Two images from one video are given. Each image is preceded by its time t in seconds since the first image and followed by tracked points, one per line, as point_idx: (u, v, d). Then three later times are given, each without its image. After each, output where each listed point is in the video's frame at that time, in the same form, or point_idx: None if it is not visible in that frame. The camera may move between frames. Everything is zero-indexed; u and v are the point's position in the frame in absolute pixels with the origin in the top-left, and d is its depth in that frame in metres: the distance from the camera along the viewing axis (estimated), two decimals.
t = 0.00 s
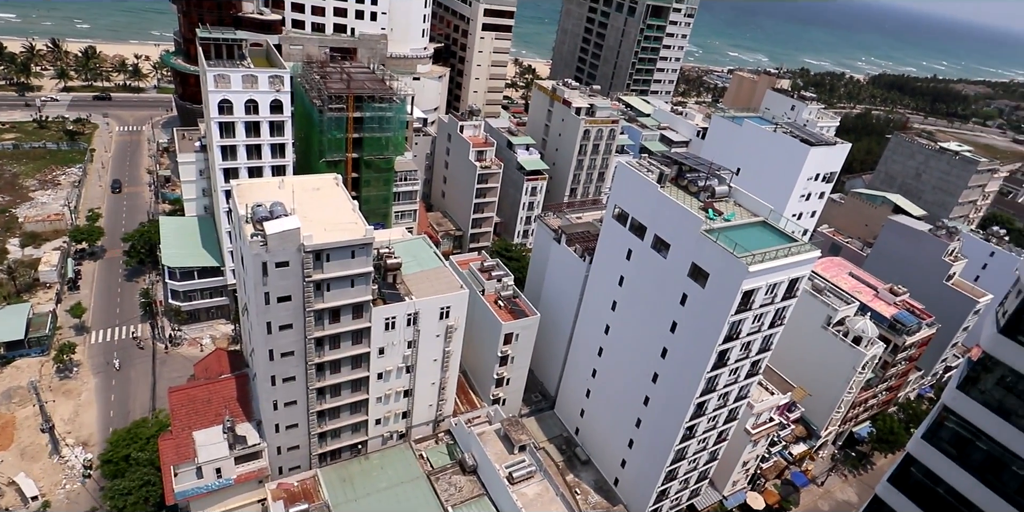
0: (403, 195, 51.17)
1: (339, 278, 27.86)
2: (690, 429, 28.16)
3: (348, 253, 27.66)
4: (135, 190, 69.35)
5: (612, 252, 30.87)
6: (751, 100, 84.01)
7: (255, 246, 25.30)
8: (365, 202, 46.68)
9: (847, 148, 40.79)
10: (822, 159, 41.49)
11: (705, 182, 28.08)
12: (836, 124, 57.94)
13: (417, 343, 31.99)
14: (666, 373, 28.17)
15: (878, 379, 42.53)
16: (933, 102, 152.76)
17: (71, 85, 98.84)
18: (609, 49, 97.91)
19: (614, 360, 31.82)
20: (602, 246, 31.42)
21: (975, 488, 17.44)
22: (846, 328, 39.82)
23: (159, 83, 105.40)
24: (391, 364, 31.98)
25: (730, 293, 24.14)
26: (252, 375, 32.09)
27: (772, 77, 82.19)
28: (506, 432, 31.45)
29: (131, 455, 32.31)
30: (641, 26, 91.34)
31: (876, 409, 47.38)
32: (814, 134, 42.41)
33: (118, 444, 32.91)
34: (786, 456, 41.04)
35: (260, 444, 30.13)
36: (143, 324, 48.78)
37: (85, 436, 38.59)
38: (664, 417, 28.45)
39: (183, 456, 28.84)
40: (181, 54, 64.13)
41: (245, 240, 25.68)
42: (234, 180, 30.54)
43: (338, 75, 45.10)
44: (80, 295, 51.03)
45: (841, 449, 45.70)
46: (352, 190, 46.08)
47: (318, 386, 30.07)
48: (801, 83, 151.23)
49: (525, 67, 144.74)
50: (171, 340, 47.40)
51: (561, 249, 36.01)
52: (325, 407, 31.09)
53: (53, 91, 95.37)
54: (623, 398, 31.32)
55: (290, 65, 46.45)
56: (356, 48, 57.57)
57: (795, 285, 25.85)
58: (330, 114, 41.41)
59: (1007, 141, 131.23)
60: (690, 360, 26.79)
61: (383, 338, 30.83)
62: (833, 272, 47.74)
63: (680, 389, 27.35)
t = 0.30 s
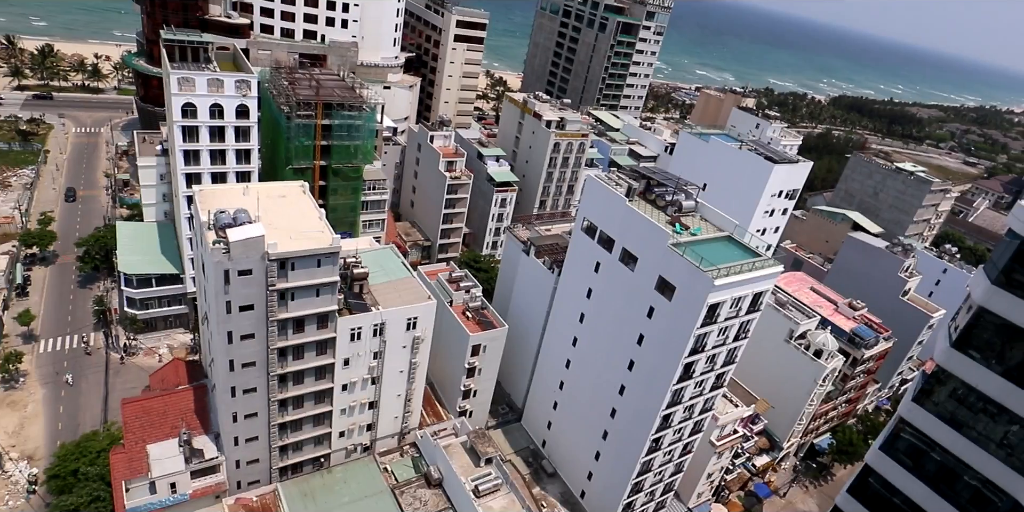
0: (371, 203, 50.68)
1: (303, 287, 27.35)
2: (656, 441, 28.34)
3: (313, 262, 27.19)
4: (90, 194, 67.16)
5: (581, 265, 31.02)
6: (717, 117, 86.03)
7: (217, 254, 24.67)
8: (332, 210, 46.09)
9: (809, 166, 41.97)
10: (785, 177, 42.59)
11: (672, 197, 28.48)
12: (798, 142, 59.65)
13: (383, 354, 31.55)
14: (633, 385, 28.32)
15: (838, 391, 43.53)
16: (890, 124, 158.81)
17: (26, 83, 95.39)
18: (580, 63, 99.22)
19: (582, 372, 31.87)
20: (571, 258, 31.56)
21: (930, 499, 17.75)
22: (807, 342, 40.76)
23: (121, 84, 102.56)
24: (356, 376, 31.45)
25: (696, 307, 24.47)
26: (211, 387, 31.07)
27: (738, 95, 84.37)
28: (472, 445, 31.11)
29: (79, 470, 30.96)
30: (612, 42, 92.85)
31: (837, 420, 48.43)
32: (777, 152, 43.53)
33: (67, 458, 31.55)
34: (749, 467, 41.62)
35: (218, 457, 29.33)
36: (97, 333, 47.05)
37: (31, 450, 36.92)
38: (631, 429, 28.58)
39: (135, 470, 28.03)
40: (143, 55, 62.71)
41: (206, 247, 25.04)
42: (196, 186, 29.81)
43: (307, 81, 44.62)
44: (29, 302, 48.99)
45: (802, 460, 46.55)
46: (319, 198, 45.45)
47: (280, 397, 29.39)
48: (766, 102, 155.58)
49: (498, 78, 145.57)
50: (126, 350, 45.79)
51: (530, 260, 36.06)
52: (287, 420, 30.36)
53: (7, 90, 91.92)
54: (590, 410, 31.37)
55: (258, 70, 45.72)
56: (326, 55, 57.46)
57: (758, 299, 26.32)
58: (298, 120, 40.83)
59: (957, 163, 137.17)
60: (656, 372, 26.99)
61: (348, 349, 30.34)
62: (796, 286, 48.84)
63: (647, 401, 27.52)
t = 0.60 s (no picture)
0: (353, 205, 50.34)
1: (283, 288, 27.05)
2: (635, 446, 28.45)
3: (294, 263, 26.89)
4: (64, 190, 65.79)
5: (563, 270, 31.09)
6: (700, 125, 86.96)
7: (194, 253, 24.28)
8: (313, 211, 45.76)
9: (790, 176, 42.52)
10: (765, 185, 43.09)
11: (655, 203, 28.66)
12: (779, 151, 60.47)
13: (363, 357, 31.30)
14: (614, 390, 28.40)
15: (815, 397, 44.11)
16: (868, 136, 161.77)
17: None
18: (565, 68, 99.62)
19: (563, 376, 31.89)
20: (553, 263, 31.59)
21: (901, 504, 18.03)
22: (785, 349, 41.28)
23: (98, 79, 100.57)
24: (335, 378, 31.16)
25: (677, 313, 24.64)
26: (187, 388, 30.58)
27: (720, 103, 85.35)
28: (452, 448, 30.99)
29: (47, 472, 30.25)
30: (597, 48, 93.39)
31: (813, 426, 49.07)
32: (758, 161, 44.03)
33: (35, 459, 30.82)
34: (727, 472, 41.96)
35: (192, 461, 28.89)
36: (68, 332, 46.06)
37: None
38: (611, 434, 28.65)
39: (107, 473, 26.90)
40: (122, 49, 61.48)
41: (184, 246, 24.63)
42: (174, 183, 29.37)
43: (290, 80, 44.22)
44: None
45: (779, 465, 47.10)
46: (300, 198, 45.09)
47: (257, 400, 29.00)
48: (748, 111, 157.60)
49: (483, 82, 145.59)
50: (98, 350, 44.88)
51: (512, 264, 36.04)
52: (264, 422, 29.98)
53: None
54: (571, 415, 31.40)
55: (240, 68, 45.22)
56: (310, 54, 56.85)
57: (738, 305, 26.56)
58: (280, 119, 40.36)
59: (932, 175, 140.12)
60: (636, 377, 27.10)
61: (328, 351, 30.06)
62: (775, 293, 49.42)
63: (627, 406, 27.61)
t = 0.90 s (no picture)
0: (328, 204, 49.79)
1: (255, 288, 26.58)
2: (609, 450, 28.54)
3: (266, 263, 26.43)
4: (26, 185, 63.78)
5: (539, 273, 31.09)
6: (677, 132, 88.08)
7: (163, 251, 23.71)
8: (287, 210, 45.20)
9: (763, 184, 43.23)
10: (739, 192, 43.75)
11: (631, 208, 28.84)
12: (753, 159, 61.51)
13: (336, 359, 30.90)
14: (588, 394, 28.46)
15: (785, 401, 44.81)
16: (839, 146, 165.60)
17: None
18: (544, 72, 100.09)
19: (538, 380, 31.87)
20: (530, 266, 31.59)
21: (868, 508, 18.36)
22: (757, 354, 41.85)
23: (65, 71, 97.83)
24: (307, 380, 30.71)
25: (651, 317, 24.82)
26: (154, 390, 29.86)
27: (697, 111, 86.59)
28: (425, 451, 30.70)
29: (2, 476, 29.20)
30: (576, 53, 94.07)
31: (783, 430, 49.89)
32: (732, 168, 44.66)
33: None
34: (699, 476, 42.27)
35: (157, 464, 28.24)
36: (28, 332, 44.59)
37: None
38: (585, 437, 28.68)
39: (67, 477, 26.21)
40: (92, 41, 59.90)
41: (153, 244, 24.02)
42: (143, 180, 28.69)
43: (266, 78, 43.63)
44: None
45: (750, 469, 47.74)
46: (274, 197, 44.54)
47: (226, 402, 28.43)
48: (723, 119, 160.10)
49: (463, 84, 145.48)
50: (60, 350, 43.54)
51: (489, 267, 35.98)
52: (233, 425, 29.40)
53: None
54: (545, 419, 31.37)
55: (214, 63, 44.50)
56: (287, 52, 56.28)
57: (712, 310, 26.85)
58: (254, 117, 39.73)
59: (900, 185, 143.96)
60: (610, 381, 27.19)
61: (300, 353, 29.62)
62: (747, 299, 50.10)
63: (601, 410, 27.68)
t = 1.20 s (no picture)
0: (300, 208, 49.13)
1: (221, 293, 25.99)
2: (580, 458, 28.53)
3: (234, 266, 25.89)
4: None
5: (512, 280, 31.03)
6: (651, 141, 89.32)
7: (127, 253, 23.03)
8: (257, 213, 44.55)
9: (734, 194, 43.95)
10: (710, 203, 44.40)
11: (605, 216, 29.00)
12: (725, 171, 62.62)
13: (304, 365, 30.35)
14: (560, 402, 28.42)
15: (754, 410, 45.39)
16: (807, 159, 169.73)
17: None
18: (520, 80, 100.79)
19: (510, 388, 31.71)
20: (503, 273, 31.53)
21: None
22: (727, 363, 42.35)
23: (27, 66, 94.94)
24: (275, 387, 30.11)
25: (623, 325, 24.95)
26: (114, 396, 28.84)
27: (670, 122, 87.98)
28: (395, 460, 30.25)
29: None
30: (552, 62, 94.95)
31: (752, 438, 50.61)
32: (704, 178, 45.31)
33: None
34: (669, 484, 42.39)
35: (116, 473, 27.14)
36: None
37: None
38: (556, 446, 28.61)
39: (19, 487, 25.62)
40: (57, 36, 58.28)
41: (115, 246, 23.30)
42: (107, 179, 27.91)
43: (238, 78, 42.98)
44: None
45: (719, 476, 48.23)
46: (244, 199, 43.89)
47: (190, 409, 27.74)
48: (696, 130, 162.92)
49: (439, 89, 145.45)
50: (14, 355, 41.98)
51: (462, 274, 35.80)
52: (197, 433, 28.73)
53: None
54: (517, 427, 31.19)
55: (185, 63, 43.83)
56: (260, 53, 55.84)
57: (683, 319, 27.09)
58: (225, 118, 39.08)
59: (865, 198, 147.99)
60: (582, 389, 27.19)
61: (268, 359, 29.03)
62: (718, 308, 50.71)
63: (572, 418, 27.67)
